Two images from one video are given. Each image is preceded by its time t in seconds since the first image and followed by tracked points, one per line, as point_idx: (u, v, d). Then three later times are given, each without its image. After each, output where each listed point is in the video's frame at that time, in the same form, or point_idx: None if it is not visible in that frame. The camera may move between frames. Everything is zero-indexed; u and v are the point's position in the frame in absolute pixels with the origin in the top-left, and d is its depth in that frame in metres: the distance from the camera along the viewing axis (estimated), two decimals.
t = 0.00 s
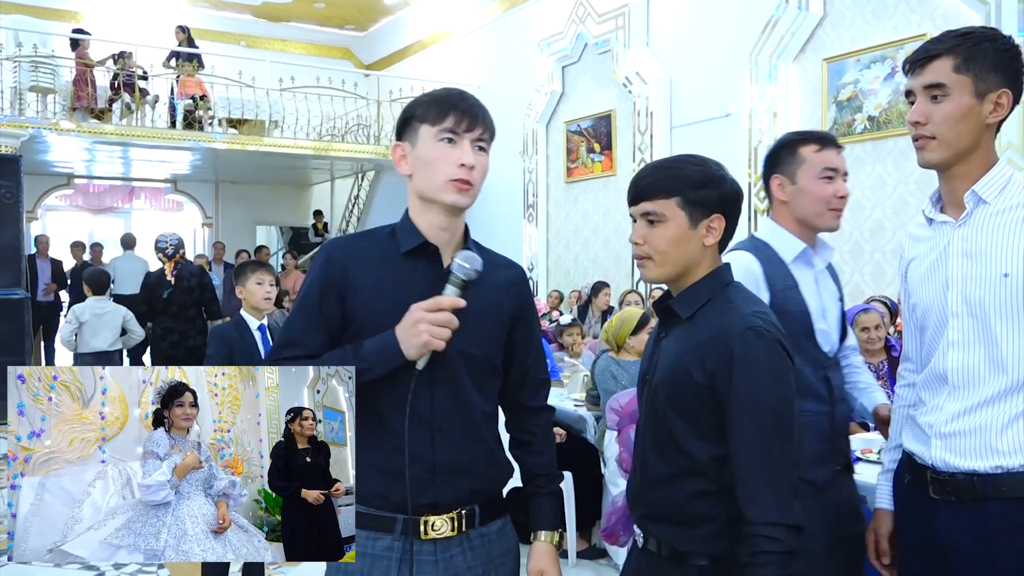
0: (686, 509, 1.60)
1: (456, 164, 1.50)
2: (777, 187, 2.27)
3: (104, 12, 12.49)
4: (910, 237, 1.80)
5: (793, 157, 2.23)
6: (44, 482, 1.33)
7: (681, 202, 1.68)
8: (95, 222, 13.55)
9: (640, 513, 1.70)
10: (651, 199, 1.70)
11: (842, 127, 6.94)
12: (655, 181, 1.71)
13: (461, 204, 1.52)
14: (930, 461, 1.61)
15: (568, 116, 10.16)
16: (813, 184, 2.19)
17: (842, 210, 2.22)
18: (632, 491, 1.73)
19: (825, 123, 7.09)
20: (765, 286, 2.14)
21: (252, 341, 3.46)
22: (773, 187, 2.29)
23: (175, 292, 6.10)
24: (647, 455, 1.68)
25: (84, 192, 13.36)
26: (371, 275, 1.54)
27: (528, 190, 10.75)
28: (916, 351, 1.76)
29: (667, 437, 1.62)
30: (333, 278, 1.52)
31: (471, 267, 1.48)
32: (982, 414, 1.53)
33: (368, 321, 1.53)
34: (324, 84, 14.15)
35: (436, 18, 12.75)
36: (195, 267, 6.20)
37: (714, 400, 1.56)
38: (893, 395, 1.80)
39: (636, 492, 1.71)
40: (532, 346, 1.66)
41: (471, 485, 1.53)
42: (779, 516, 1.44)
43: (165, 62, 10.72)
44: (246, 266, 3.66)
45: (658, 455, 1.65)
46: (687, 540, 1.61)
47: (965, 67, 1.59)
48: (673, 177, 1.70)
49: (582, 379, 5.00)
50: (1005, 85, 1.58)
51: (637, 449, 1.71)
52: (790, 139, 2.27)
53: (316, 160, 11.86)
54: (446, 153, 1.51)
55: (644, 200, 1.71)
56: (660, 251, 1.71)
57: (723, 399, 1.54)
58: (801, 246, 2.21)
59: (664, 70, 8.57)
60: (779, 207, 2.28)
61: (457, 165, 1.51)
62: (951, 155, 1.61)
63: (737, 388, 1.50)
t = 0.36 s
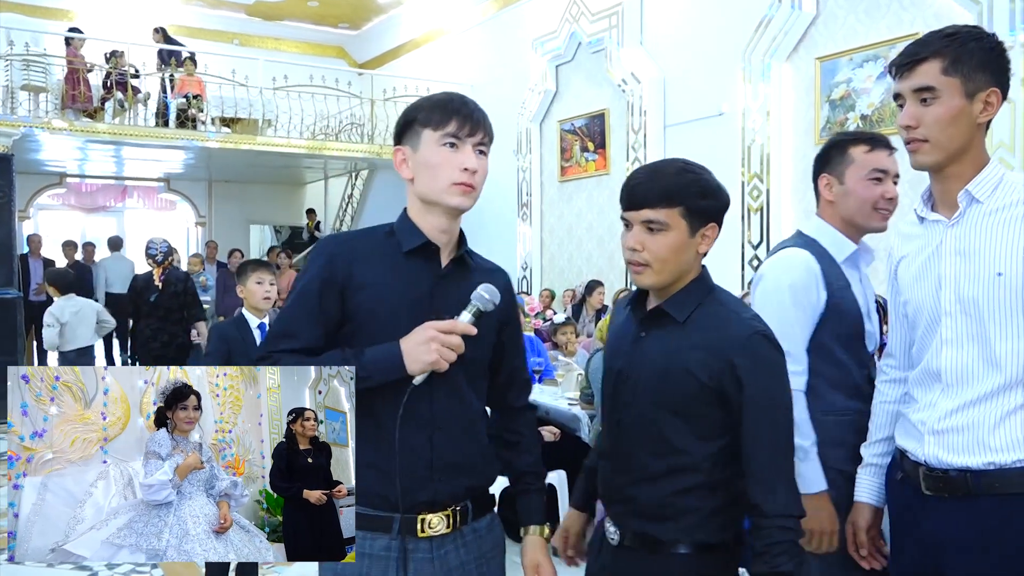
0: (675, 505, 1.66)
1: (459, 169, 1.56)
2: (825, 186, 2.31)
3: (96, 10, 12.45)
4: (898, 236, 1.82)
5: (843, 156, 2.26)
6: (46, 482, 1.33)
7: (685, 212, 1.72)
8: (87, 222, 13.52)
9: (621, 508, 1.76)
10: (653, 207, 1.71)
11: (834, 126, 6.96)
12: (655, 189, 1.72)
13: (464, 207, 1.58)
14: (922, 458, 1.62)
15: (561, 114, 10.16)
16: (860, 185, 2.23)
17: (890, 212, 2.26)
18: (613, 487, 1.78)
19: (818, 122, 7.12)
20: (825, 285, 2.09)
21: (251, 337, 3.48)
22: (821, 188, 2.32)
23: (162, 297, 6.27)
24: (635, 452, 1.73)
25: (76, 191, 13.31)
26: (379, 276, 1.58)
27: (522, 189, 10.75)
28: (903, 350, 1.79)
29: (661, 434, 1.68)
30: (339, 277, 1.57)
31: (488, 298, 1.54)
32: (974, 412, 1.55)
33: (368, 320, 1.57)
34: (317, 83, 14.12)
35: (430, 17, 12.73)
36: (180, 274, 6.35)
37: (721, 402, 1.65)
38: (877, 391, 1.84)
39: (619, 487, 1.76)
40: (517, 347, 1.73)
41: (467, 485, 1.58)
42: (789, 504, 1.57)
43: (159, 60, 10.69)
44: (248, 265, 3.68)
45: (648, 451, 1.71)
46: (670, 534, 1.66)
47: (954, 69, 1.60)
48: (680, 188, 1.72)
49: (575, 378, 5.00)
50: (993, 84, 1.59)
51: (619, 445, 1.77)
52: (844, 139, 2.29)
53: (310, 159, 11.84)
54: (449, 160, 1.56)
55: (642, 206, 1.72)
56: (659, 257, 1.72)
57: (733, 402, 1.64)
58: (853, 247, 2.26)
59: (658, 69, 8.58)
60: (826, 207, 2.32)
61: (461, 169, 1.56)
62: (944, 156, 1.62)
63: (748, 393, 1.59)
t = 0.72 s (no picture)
0: (638, 487, 1.70)
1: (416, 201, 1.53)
2: (853, 187, 2.13)
3: (95, 10, 12.45)
4: (888, 235, 1.80)
5: (870, 155, 2.06)
6: (47, 482, 1.35)
7: (628, 216, 1.77)
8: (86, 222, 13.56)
9: (584, 494, 1.78)
10: (597, 212, 1.76)
11: (833, 126, 6.98)
12: (599, 197, 1.77)
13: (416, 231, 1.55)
14: (916, 457, 1.62)
15: (561, 114, 10.17)
16: (891, 185, 2.05)
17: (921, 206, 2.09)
18: (575, 476, 1.80)
19: (816, 122, 7.13)
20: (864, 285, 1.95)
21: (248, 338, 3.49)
22: (848, 187, 2.14)
23: (152, 294, 6.21)
24: (598, 440, 1.76)
25: (75, 191, 13.33)
26: (334, 286, 1.51)
27: (521, 189, 10.76)
28: (897, 348, 1.76)
29: (624, 419, 1.72)
30: (294, 290, 1.48)
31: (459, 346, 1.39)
32: (967, 411, 1.55)
33: (325, 331, 1.50)
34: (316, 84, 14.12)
35: (429, 17, 12.74)
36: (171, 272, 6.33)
37: (676, 386, 1.71)
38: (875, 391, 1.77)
39: (582, 475, 1.78)
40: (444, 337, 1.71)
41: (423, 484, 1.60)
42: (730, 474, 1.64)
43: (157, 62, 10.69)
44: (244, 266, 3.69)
45: (611, 438, 1.74)
46: (633, 514, 1.71)
47: (941, 72, 1.61)
48: (623, 196, 1.77)
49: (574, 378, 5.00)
50: (981, 84, 1.61)
51: (581, 435, 1.79)
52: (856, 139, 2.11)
53: (309, 159, 11.85)
54: (409, 189, 1.51)
55: (587, 212, 1.78)
56: (604, 260, 1.77)
57: (687, 384, 1.70)
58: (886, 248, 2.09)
59: (657, 69, 8.59)
60: (853, 206, 2.14)
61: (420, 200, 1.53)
62: (936, 158, 1.62)
63: (703, 370, 1.67)
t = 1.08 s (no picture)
0: (636, 472, 1.71)
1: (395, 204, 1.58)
2: (874, 186, 2.08)
3: (101, 12, 12.50)
4: (882, 239, 1.79)
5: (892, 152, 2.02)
6: (45, 483, 1.35)
7: (581, 216, 1.74)
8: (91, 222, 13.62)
9: (575, 490, 1.74)
10: (551, 218, 1.72)
11: (838, 127, 6.98)
12: (549, 202, 1.74)
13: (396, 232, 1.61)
14: (922, 459, 1.60)
15: (565, 115, 10.18)
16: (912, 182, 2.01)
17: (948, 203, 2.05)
18: (563, 475, 1.75)
19: (820, 123, 7.13)
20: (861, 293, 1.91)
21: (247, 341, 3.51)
22: (869, 187, 2.10)
23: (137, 289, 6.39)
24: (592, 433, 1.73)
25: (81, 192, 13.37)
26: (340, 293, 1.55)
27: (524, 189, 10.76)
28: (893, 353, 1.75)
29: (620, 407, 1.72)
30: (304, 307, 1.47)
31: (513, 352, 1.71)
32: (978, 412, 1.54)
33: (336, 340, 1.53)
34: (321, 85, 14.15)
35: (434, 17, 12.74)
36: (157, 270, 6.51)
37: (660, 371, 1.75)
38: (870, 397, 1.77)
39: (574, 472, 1.74)
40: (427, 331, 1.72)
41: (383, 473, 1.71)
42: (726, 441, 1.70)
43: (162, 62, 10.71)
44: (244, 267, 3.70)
45: (603, 430, 1.72)
46: (634, 500, 1.70)
47: (918, 77, 1.63)
48: (572, 197, 1.75)
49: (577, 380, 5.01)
50: (960, 86, 1.62)
51: (569, 431, 1.75)
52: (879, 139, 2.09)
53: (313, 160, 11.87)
54: (390, 192, 1.56)
55: (537, 219, 1.74)
56: (569, 265, 1.74)
57: (671, 368, 1.74)
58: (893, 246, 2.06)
59: (661, 70, 8.59)
60: (876, 206, 2.09)
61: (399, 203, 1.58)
62: (922, 161, 1.63)
63: (689, 351, 1.73)
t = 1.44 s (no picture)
0: (614, 475, 1.69)
1: (403, 196, 1.78)
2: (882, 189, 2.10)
3: (106, 14, 12.54)
4: (860, 248, 1.79)
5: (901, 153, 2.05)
6: (44, 483, 1.36)
7: (570, 224, 1.72)
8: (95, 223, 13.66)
9: (554, 496, 1.71)
10: (541, 223, 1.69)
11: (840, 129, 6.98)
12: (538, 206, 1.71)
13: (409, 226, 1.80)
14: (911, 459, 1.59)
15: (568, 117, 10.18)
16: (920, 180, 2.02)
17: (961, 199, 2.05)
18: (541, 481, 1.72)
19: (823, 126, 7.13)
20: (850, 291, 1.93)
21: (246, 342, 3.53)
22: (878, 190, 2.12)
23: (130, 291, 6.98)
24: (571, 439, 1.70)
25: (84, 194, 13.39)
26: (364, 296, 1.74)
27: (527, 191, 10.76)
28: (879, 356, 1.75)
29: (600, 414, 1.69)
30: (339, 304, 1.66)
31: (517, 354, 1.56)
32: (964, 410, 1.53)
33: (363, 337, 1.71)
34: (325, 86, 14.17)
35: (437, 19, 12.74)
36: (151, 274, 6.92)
37: (637, 376, 1.72)
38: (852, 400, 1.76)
39: (553, 478, 1.71)
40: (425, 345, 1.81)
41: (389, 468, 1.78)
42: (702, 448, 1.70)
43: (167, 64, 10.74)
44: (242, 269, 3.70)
45: (580, 437, 1.69)
46: (614, 504, 1.68)
47: (889, 87, 1.63)
48: (562, 204, 1.72)
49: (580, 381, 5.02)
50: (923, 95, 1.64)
51: (547, 437, 1.71)
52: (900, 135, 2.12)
53: (317, 162, 11.89)
54: (393, 191, 1.77)
55: (524, 221, 1.70)
56: (554, 269, 1.71)
57: (647, 373, 1.71)
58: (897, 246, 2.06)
59: (663, 73, 8.59)
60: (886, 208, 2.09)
61: (404, 197, 1.78)
62: (903, 168, 1.62)
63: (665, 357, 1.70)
